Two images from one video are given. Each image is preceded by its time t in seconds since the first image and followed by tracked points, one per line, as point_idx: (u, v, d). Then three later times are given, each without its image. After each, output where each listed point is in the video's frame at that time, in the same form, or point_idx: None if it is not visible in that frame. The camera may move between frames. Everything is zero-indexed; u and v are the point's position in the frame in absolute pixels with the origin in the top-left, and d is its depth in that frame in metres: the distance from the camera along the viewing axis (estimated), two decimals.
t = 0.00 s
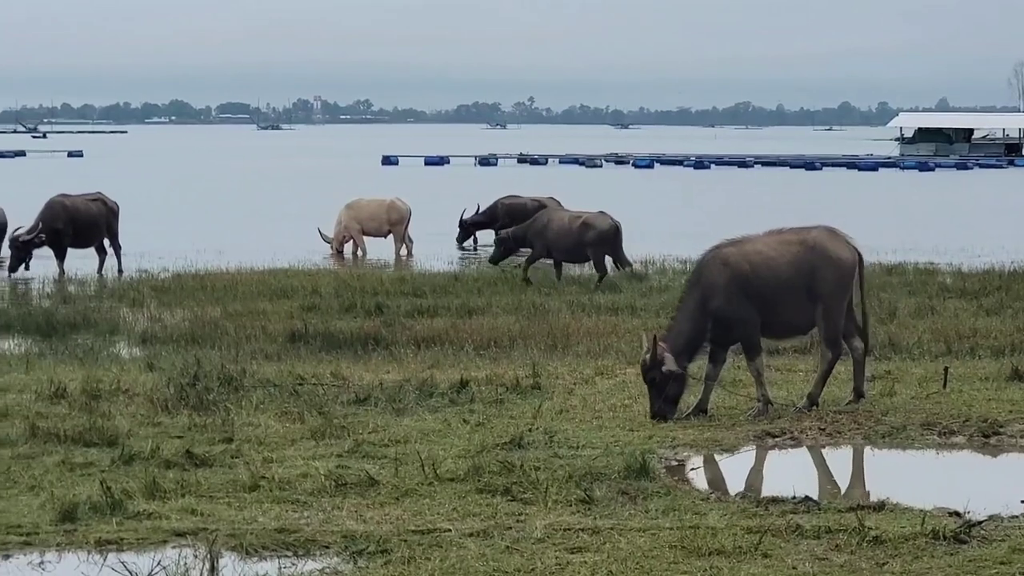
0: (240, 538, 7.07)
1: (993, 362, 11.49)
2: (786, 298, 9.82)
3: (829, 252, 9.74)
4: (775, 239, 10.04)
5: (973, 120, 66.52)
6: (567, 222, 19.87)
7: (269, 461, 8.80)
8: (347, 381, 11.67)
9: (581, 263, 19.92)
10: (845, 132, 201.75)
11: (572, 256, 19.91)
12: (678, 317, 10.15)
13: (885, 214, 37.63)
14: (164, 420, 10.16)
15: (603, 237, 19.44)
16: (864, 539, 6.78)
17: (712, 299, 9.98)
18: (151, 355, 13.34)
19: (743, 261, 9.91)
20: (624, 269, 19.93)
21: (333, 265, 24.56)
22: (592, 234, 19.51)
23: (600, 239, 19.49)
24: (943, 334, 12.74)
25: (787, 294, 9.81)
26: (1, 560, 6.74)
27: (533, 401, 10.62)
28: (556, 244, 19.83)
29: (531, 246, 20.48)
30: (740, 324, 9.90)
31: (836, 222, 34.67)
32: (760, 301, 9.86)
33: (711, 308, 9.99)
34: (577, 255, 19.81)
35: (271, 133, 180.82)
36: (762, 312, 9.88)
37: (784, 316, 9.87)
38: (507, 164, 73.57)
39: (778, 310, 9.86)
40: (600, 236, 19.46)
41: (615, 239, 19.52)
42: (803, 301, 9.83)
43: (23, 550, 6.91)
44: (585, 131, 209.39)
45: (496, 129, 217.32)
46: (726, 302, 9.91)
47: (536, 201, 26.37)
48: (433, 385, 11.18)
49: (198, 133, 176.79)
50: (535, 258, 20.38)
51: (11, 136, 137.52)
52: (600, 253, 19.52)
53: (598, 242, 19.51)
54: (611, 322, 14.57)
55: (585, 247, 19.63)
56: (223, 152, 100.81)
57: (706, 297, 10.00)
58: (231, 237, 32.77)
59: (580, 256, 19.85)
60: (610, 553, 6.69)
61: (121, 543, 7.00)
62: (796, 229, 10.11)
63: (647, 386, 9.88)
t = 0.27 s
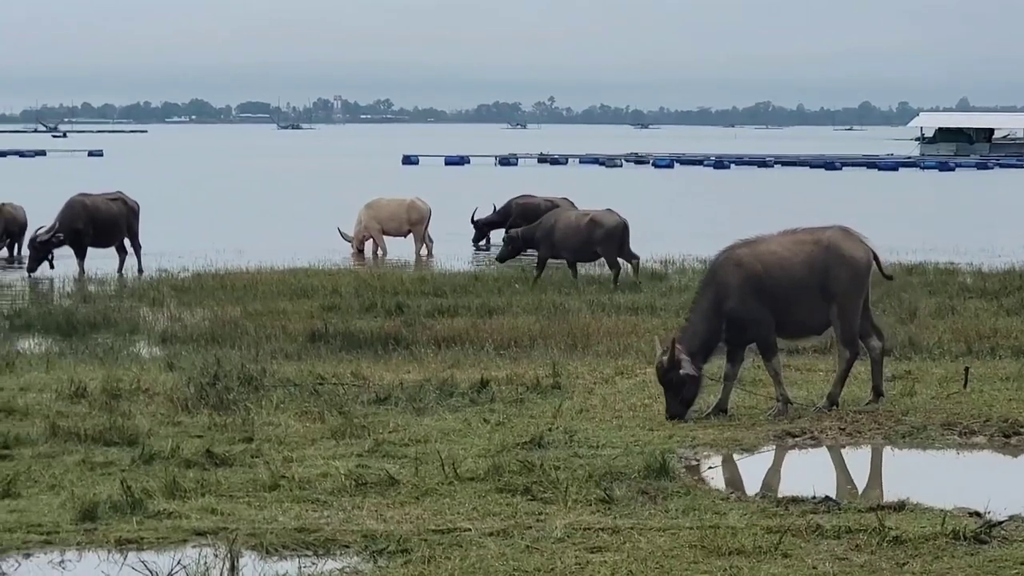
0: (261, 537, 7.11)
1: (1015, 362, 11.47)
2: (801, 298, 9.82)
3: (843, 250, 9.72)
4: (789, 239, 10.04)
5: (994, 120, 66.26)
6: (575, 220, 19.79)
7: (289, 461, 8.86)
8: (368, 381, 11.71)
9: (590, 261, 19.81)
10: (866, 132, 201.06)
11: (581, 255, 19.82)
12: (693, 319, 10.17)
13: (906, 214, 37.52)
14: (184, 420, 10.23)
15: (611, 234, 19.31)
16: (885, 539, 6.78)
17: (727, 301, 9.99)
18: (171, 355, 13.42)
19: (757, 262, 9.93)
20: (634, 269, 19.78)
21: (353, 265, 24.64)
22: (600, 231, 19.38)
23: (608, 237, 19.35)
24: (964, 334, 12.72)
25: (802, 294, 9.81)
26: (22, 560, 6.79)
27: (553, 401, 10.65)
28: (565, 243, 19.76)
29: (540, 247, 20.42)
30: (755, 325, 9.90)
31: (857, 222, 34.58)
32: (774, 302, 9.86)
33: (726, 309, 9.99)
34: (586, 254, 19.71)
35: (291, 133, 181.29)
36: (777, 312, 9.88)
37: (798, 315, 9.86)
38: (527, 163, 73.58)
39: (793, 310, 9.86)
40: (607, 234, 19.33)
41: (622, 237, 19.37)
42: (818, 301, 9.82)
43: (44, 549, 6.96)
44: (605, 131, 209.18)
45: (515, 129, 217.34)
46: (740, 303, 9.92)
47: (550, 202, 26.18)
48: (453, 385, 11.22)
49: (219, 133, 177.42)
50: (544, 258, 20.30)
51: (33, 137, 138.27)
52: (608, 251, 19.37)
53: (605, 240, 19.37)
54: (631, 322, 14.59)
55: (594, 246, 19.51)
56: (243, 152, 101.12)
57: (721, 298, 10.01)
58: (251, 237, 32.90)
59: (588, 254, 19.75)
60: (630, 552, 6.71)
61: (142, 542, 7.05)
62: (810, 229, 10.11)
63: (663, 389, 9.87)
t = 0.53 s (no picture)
0: (281, 537, 7.16)
1: None
2: (816, 301, 9.81)
3: (860, 253, 9.71)
4: (807, 242, 10.04)
5: (1016, 121, 65.95)
6: (582, 222, 19.86)
7: (309, 462, 8.91)
8: (388, 381, 11.76)
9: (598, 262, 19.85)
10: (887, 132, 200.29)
11: (588, 255, 19.87)
12: (709, 320, 10.19)
13: (927, 215, 37.39)
14: (204, 420, 10.29)
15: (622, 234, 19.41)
16: (906, 540, 6.78)
17: (743, 302, 10.00)
18: (191, 355, 13.51)
19: (773, 264, 9.93)
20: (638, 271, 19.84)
21: (373, 266, 24.71)
22: (609, 232, 19.47)
23: (618, 237, 19.45)
24: (985, 335, 12.69)
25: (818, 297, 9.80)
26: (42, 560, 6.85)
27: (573, 402, 10.68)
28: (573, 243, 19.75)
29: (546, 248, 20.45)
30: (771, 326, 9.91)
31: (878, 223, 34.49)
32: (790, 304, 9.85)
33: (741, 311, 10.00)
34: (595, 254, 19.74)
35: (313, 133, 181.55)
36: (793, 314, 9.88)
37: (814, 317, 9.85)
38: (547, 164, 73.61)
39: (809, 312, 9.85)
40: (616, 234, 19.42)
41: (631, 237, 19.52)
42: (834, 304, 9.81)
43: (64, 549, 7.02)
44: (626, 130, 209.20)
45: (536, 130, 217.38)
46: (756, 305, 9.93)
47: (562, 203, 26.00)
48: (474, 385, 11.26)
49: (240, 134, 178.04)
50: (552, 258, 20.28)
51: (57, 138, 139.10)
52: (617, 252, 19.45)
53: (615, 240, 19.47)
54: (651, 322, 14.61)
55: (602, 247, 19.58)
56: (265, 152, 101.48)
57: (738, 300, 10.02)
58: (272, 238, 33.03)
59: (596, 255, 19.81)
60: (649, 553, 6.73)
61: (161, 542, 7.11)
62: (829, 230, 10.11)
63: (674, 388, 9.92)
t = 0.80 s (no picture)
0: (300, 538, 7.20)
1: None
2: (834, 302, 9.82)
3: (877, 254, 9.72)
4: (823, 243, 10.05)
5: None
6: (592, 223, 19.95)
7: (329, 462, 8.96)
8: (408, 382, 11.82)
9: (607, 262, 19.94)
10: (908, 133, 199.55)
11: (598, 256, 19.98)
12: (725, 321, 10.20)
13: (947, 216, 37.28)
14: (224, 420, 10.37)
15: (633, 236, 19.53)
16: (925, 541, 6.79)
17: (760, 303, 10.01)
18: (211, 355, 13.61)
19: (790, 265, 9.93)
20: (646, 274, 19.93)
21: (393, 266, 24.81)
22: (620, 234, 19.57)
23: (629, 239, 19.55)
24: (1006, 336, 12.67)
25: (834, 299, 9.81)
26: (63, 560, 6.91)
27: (593, 402, 10.71)
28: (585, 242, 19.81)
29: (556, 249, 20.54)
30: (788, 327, 9.90)
31: (899, 224, 34.41)
32: (807, 305, 9.86)
33: (758, 312, 10.01)
34: (605, 255, 19.84)
35: (333, 133, 182.14)
36: (809, 315, 9.88)
37: (831, 318, 9.86)
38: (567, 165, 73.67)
39: (826, 314, 9.86)
40: (626, 236, 19.52)
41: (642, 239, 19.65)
42: (851, 305, 9.82)
43: (84, 549, 7.09)
44: (646, 131, 209.11)
45: (555, 129, 217.45)
46: (773, 306, 9.93)
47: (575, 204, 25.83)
48: (494, 386, 11.30)
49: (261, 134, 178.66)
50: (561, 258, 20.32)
51: (78, 138, 139.66)
52: (628, 253, 19.56)
53: (627, 241, 19.57)
54: (671, 323, 14.64)
55: (612, 248, 19.69)
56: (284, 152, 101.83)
57: (755, 301, 10.03)
58: (292, 238, 33.18)
59: (605, 255, 19.92)
60: (668, 554, 6.76)
61: (181, 542, 7.17)
62: (845, 233, 10.12)
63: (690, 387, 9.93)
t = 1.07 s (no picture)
0: (318, 537, 7.24)
1: None
2: (848, 302, 9.81)
3: (891, 254, 9.70)
4: (836, 242, 10.03)
5: None
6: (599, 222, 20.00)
7: (346, 461, 9.00)
8: (425, 382, 11.86)
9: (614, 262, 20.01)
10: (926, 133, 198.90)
11: (604, 255, 20.04)
12: (740, 321, 10.21)
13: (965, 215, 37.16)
14: (242, 420, 10.42)
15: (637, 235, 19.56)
16: (943, 542, 6.78)
17: (774, 304, 10.01)
18: (228, 355, 13.66)
19: (803, 265, 9.92)
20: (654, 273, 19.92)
21: (410, 266, 24.88)
22: (626, 233, 19.61)
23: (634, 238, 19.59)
24: None
25: (849, 299, 9.80)
26: (80, 559, 6.96)
27: (611, 402, 10.73)
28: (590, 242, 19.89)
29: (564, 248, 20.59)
30: (803, 327, 9.90)
31: (917, 224, 34.31)
32: (821, 306, 9.85)
33: (773, 313, 10.01)
34: (610, 254, 19.91)
35: (350, 133, 182.54)
36: (824, 315, 9.88)
37: (845, 319, 9.86)
38: (584, 164, 73.64)
39: (840, 313, 9.85)
40: (632, 235, 19.56)
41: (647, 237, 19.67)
42: (866, 304, 9.81)
43: (102, 549, 7.13)
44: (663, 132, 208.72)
45: (572, 129, 217.42)
46: (788, 307, 9.93)
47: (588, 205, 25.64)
48: (511, 386, 11.32)
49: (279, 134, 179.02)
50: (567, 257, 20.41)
51: (97, 138, 140.32)
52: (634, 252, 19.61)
53: (632, 241, 19.61)
54: (689, 323, 14.64)
55: (619, 247, 19.74)
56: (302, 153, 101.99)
57: (769, 302, 10.03)
58: (310, 237, 33.26)
59: (612, 254, 19.97)
60: (686, 554, 6.77)
61: (199, 542, 7.22)
62: (858, 232, 10.10)
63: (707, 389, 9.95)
